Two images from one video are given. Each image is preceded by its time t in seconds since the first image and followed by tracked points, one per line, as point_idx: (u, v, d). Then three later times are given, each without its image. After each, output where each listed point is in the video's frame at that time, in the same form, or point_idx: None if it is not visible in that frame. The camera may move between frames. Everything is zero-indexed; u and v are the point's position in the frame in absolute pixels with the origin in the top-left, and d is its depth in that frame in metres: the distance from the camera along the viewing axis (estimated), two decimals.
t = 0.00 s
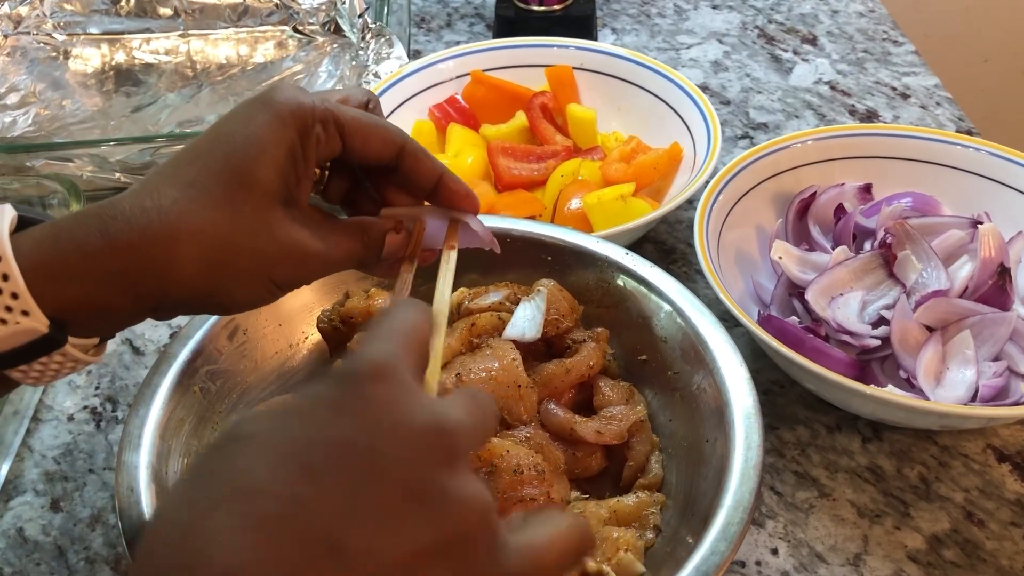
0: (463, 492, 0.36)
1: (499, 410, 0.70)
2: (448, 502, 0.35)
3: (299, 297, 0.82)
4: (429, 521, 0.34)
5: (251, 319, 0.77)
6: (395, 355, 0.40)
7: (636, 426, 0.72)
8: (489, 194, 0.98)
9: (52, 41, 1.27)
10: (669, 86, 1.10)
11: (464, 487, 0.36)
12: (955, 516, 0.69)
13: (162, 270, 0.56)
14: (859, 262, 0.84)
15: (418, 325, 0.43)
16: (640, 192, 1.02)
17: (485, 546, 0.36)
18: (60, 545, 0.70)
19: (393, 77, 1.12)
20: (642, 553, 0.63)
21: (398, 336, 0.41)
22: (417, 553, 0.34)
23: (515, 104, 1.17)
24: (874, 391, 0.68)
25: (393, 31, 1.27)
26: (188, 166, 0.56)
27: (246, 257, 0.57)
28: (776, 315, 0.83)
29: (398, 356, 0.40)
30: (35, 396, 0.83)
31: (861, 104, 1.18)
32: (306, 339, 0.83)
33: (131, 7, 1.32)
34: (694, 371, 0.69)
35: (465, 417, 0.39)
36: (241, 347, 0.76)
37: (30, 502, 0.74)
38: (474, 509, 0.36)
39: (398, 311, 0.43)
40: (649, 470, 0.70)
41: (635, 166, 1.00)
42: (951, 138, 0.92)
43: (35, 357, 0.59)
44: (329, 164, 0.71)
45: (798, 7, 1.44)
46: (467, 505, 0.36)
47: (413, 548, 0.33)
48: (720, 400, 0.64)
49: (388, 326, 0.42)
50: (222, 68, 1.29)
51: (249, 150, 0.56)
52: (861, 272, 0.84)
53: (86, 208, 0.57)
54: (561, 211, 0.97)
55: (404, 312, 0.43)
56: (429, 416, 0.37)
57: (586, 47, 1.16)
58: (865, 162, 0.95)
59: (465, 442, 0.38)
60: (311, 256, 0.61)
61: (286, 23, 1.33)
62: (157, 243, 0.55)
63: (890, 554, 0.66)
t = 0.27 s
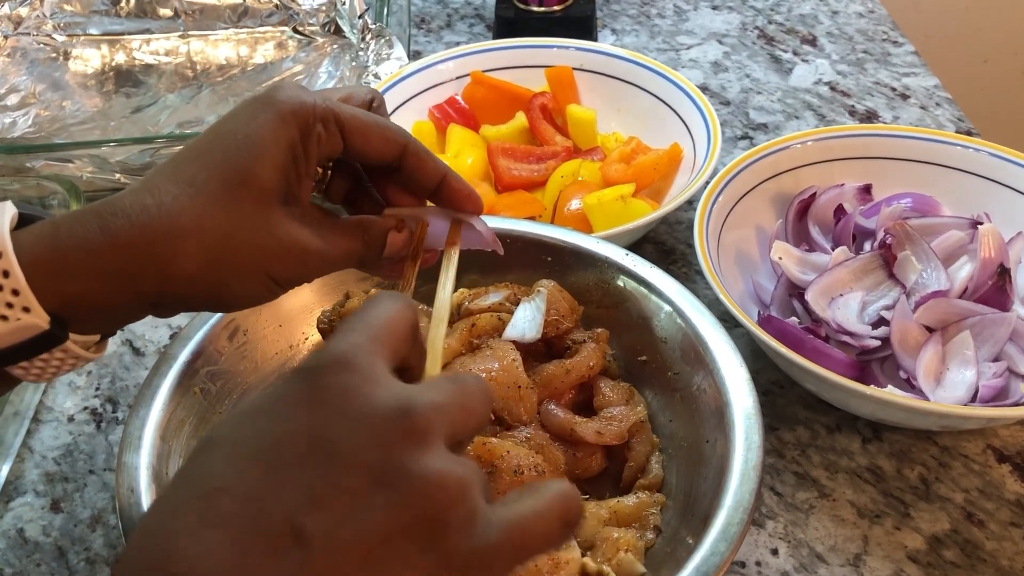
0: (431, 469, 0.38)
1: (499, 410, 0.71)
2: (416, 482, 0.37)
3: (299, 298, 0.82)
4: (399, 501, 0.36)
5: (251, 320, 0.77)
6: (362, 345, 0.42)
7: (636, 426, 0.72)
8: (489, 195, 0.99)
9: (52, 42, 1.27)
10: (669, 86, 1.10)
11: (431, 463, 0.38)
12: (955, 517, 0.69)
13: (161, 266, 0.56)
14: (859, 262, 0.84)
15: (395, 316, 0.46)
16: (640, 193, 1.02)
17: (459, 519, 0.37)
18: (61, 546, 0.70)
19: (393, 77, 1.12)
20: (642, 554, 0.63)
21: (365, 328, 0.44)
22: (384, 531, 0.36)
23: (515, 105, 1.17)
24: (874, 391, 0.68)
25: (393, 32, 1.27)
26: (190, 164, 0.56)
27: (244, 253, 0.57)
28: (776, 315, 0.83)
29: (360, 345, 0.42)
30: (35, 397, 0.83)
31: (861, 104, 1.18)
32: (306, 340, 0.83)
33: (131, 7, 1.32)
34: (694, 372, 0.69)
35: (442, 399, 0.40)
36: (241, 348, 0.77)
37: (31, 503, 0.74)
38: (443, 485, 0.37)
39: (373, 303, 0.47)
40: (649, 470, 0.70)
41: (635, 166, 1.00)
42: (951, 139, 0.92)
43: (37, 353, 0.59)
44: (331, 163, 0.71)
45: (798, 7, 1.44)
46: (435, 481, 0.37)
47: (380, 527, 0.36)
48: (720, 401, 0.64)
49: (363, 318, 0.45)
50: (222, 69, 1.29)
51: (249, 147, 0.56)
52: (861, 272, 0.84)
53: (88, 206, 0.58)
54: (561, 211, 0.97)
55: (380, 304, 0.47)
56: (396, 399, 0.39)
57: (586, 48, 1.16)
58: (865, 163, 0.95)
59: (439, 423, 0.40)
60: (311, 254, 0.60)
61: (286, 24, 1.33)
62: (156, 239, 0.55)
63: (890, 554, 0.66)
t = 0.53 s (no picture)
0: (444, 466, 0.39)
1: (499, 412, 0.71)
2: (426, 481, 0.39)
3: (299, 299, 0.82)
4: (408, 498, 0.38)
5: (251, 321, 0.77)
6: (374, 342, 0.43)
7: (636, 427, 0.72)
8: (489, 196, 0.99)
9: (52, 44, 1.27)
10: (668, 88, 1.10)
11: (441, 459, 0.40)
12: (955, 518, 0.69)
13: (159, 267, 0.56)
14: (859, 263, 0.84)
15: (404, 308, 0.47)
16: (640, 194, 1.02)
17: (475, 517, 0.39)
18: (61, 548, 0.70)
19: (393, 79, 1.12)
20: (643, 555, 0.63)
21: (378, 324, 0.45)
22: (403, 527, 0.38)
23: (515, 106, 1.17)
24: (874, 392, 0.68)
25: (393, 34, 1.28)
26: (184, 167, 0.57)
27: (240, 253, 0.57)
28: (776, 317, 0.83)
29: (372, 342, 0.43)
30: (36, 398, 0.83)
31: (861, 105, 1.19)
32: (307, 341, 0.83)
33: (132, 9, 1.32)
34: (694, 374, 0.69)
35: (451, 394, 0.42)
36: (242, 349, 0.77)
37: (31, 505, 0.74)
38: (455, 480, 0.39)
39: (389, 295, 0.48)
40: (649, 472, 0.70)
41: (635, 168, 1.00)
42: (950, 140, 0.92)
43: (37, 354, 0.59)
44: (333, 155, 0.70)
45: (798, 8, 1.44)
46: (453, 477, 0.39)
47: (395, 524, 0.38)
48: (720, 402, 0.64)
49: (377, 313, 0.46)
50: (222, 70, 1.29)
51: (240, 150, 0.56)
52: (861, 273, 0.84)
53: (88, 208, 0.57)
54: (561, 213, 0.97)
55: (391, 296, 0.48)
56: (408, 395, 0.41)
57: (586, 49, 1.16)
58: (864, 164, 0.95)
59: (449, 418, 0.41)
60: (309, 250, 0.60)
61: (287, 26, 1.33)
62: (154, 240, 0.55)
63: (891, 555, 0.66)
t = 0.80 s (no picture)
0: (449, 485, 0.39)
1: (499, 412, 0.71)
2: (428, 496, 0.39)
3: (299, 299, 0.82)
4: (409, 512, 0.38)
5: (251, 322, 0.77)
6: (377, 357, 0.43)
7: (636, 428, 0.72)
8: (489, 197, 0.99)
9: (52, 45, 1.27)
10: (668, 88, 1.10)
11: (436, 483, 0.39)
12: (955, 518, 0.69)
13: (151, 242, 0.56)
14: (858, 264, 0.84)
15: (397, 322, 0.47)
16: (640, 194, 1.02)
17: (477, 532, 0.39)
18: (61, 548, 0.70)
19: (393, 80, 1.12)
20: (643, 555, 0.63)
21: (380, 340, 0.45)
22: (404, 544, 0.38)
23: (514, 107, 1.17)
24: (874, 392, 0.68)
25: (393, 35, 1.28)
26: (197, 148, 0.58)
27: (231, 234, 0.56)
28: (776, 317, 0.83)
29: (377, 358, 0.43)
30: (36, 399, 0.84)
31: (861, 106, 1.19)
32: (307, 342, 0.83)
33: (132, 10, 1.32)
34: (693, 374, 0.69)
35: (454, 413, 0.42)
36: (242, 350, 0.77)
37: (31, 506, 0.74)
38: (461, 500, 0.39)
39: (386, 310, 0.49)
40: (649, 472, 0.70)
41: (635, 168, 1.00)
42: (949, 140, 0.92)
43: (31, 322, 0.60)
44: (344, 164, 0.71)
45: (797, 9, 1.44)
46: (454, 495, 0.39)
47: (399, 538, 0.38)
48: (720, 402, 0.64)
49: (377, 328, 0.46)
50: (223, 71, 1.29)
51: (249, 135, 0.57)
52: (860, 274, 0.84)
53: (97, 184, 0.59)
54: (561, 213, 0.97)
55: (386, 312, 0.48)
56: (413, 413, 0.41)
57: (586, 50, 1.16)
58: (864, 165, 0.95)
59: (452, 438, 0.41)
60: (300, 240, 0.58)
61: (286, 26, 1.33)
62: (148, 215, 0.55)
63: (890, 555, 0.66)
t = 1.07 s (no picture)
0: (463, 494, 0.39)
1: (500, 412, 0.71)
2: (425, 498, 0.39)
3: (301, 300, 0.82)
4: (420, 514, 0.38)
5: (254, 322, 0.77)
6: (398, 361, 0.42)
7: (637, 428, 0.72)
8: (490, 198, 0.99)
9: (54, 45, 1.27)
10: (669, 89, 1.10)
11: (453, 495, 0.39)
12: (957, 518, 0.69)
13: (151, 251, 0.56)
14: (860, 264, 0.84)
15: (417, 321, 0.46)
16: (641, 195, 1.02)
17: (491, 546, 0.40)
18: (64, 549, 0.71)
19: (394, 81, 1.12)
20: (644, 555, 0.63)
21: (399, 340, 0.43)
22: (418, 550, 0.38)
23: (515, 107, 1.17)
24: (875, 393, 0.68)
25: (394, 35, 1.28)
26: (193, 155, 0.57)
27: (231, 242, 0.56)
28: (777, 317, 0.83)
29: (401, 361, 0.42)
30: (39, 400, 0.84)
31: (862, 106, 1.19)
32: (309, 342, 0.83)
33: (133, 11, 1.32)
34: (694, 375, 0.69)
35: (468, 422, 0.42)
36: (244, 351, 0.77)
37: (34, 506, 0.74)
38: (474, 511, 0.39)
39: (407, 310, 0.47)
40: (650, 473, 0.70)
41: (636, 168, 1.00)
42: (951, 141, 0.92)
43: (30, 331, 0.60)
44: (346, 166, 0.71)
45: (798, 9, 1.44)
46: (468, 506, 0.39)
47: (415, 547, 0.37)
48: (721, 403, 0.64)
49: (394, 328, 0.45)
50: (224, 72, 1.29)
51: (246, 141, 0.57)
52: (862, 274, 0.84)
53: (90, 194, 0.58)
54: (562, 214, 0.97)
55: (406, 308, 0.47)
56: (433, 421, 0.40)
57: (587, 51, 1.17)
58: (865, 165, 0.95)
59: (468, 446, 0.41)
60: (301, 247, 0.58)
61: (288, 27, 1.33)
62: (147, 225, 0.55)
63: (892, 556, 0.66)
